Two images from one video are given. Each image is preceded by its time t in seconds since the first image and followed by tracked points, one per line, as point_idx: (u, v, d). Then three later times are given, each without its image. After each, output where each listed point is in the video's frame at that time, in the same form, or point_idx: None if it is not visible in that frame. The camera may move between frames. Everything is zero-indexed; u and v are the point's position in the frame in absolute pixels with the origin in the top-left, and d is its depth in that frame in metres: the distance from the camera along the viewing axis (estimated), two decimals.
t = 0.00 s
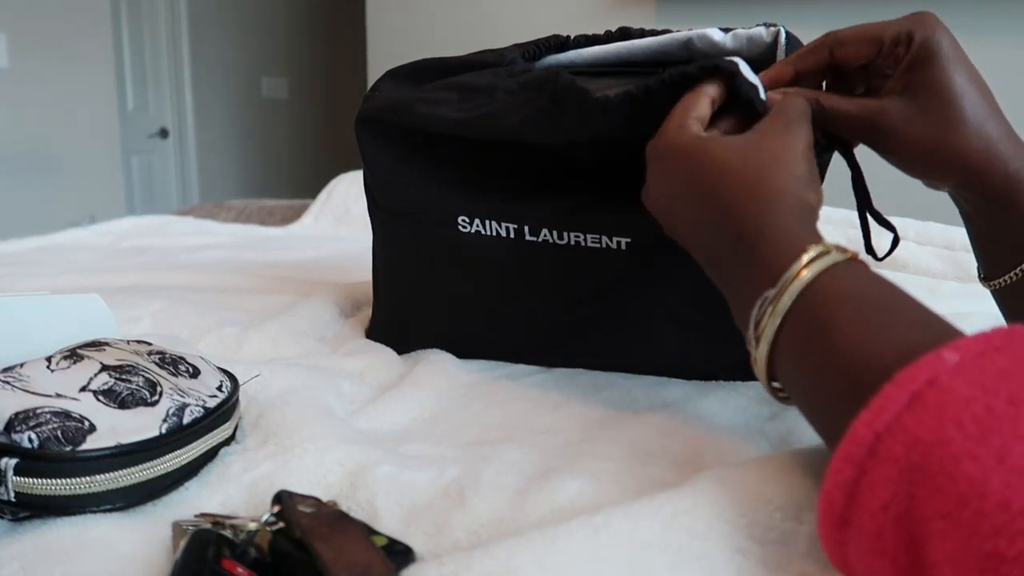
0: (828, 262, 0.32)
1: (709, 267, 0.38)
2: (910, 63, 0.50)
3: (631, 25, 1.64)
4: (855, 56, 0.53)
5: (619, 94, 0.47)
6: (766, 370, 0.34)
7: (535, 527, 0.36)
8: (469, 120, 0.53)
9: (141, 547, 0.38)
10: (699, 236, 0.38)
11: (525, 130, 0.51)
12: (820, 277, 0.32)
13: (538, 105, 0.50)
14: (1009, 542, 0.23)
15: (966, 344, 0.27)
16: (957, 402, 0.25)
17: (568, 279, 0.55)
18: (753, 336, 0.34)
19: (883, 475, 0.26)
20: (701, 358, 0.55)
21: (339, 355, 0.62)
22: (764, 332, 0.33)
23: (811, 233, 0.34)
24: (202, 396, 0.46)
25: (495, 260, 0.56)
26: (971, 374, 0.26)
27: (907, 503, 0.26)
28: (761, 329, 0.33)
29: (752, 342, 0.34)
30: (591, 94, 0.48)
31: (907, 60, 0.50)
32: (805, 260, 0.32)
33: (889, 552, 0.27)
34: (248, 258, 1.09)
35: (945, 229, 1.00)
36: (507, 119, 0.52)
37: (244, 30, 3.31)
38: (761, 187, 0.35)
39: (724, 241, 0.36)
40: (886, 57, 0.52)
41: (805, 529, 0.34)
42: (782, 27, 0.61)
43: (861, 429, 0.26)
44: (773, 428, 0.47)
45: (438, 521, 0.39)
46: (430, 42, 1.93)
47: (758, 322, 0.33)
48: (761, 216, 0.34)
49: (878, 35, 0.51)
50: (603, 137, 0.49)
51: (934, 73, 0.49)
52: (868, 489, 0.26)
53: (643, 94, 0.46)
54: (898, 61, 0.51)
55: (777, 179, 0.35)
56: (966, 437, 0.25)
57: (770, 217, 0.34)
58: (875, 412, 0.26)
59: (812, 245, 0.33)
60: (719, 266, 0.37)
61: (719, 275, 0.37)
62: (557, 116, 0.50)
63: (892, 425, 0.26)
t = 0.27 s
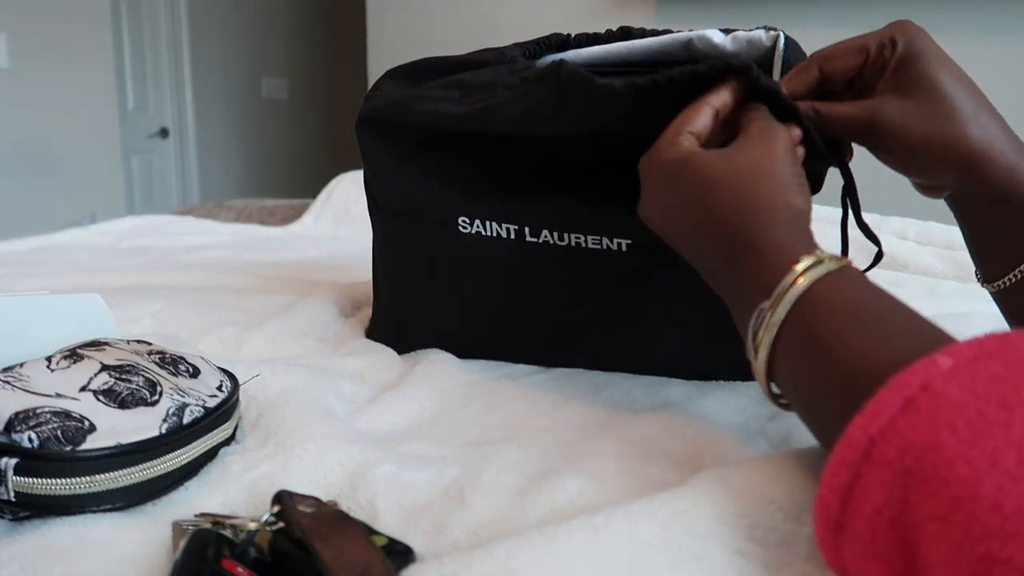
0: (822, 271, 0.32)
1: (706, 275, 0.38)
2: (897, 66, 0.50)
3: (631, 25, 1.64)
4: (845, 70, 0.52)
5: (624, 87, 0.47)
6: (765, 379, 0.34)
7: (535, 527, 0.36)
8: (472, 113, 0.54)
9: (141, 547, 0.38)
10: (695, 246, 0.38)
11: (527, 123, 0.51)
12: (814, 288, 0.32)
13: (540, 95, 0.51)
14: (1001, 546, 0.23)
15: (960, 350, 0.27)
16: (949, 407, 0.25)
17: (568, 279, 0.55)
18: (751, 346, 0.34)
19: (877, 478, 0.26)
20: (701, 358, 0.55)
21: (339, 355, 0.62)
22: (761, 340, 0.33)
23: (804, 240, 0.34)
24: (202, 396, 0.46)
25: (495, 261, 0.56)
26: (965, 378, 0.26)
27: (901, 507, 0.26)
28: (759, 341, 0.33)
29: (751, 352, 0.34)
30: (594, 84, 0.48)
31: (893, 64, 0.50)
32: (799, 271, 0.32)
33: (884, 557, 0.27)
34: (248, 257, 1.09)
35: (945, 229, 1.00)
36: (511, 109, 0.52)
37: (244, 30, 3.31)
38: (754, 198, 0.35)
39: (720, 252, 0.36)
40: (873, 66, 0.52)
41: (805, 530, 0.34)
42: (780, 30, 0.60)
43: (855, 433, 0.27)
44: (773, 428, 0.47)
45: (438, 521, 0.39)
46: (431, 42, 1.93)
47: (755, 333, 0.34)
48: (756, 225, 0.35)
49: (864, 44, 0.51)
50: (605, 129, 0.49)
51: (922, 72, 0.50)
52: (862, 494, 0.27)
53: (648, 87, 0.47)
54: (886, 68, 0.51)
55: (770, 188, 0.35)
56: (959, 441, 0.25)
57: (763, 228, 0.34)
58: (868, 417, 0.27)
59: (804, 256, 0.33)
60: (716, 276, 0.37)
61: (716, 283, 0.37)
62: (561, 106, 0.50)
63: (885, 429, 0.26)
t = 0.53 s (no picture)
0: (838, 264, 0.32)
1: (711, 272, 0.38)
2: (897, 68, 0.50)
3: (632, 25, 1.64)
4: (842, 70, 0.52)
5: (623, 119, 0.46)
6: (772, 371, 0.34)
7: (535, 527, 0.36)
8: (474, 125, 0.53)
9: (141, 547, 0.38)
10: (701, 242, 0.38)
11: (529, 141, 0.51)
12: (827, 280, 0.32)
13: (542, 116, 0.50)
14: (1004, 544, 0.23)
15: (963, 348, 0.27)
16: (952, 405, 0.25)
17: (568, 279, 0.55)
18: (762, 337, 0.34)
19: (880, 476, 0.26)
20: (701, 358, 0.55)
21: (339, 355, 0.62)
22: (773, 331, 0.33)
23: (818, 236, 0.34)
24: (201, 396, 0.46)
25: (495, 260, 0.56)
26: (968, 377, 0.26)
27: (903, 505, 0.26)
28: (770, 330, 0.33)
29: (761, 343, 0.34)
30: (596, 112, 0.47)
31: (892, 66, 0.51)
32: (816, 263, 0.32)
33: (886, 555, 0.27)
34: (248, 257, 1.09)
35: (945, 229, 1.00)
36: (513, 129, 0.52)
37: (244, 30, 3.31)
38: (766, 193, 0.35)
39: (730, 245, 0.36)
40: (870, 68, 0.52)
41: (805, 529, 0.34)
42: (780, 28, 0.59)
43: (858, 431, 0.27)
44: (774, 428, 0.47)
45: (438, 521, 0.39)
46: (431, 42, 1.93)
47: (767, 322, 0.33)
48: (768, 219, 0.35)
49: (861, 46, 0.52)
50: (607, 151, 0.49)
51: (922, 75, 0.50)
52: (864, 491, 0.27)
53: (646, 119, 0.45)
54: (884, 69, 0.51)
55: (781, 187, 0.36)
56: (962, 439, 0.25)
57: (775, 223, 0.34)
58: (871, 414, 0.27)
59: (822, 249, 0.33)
60: (723, 271, 0.37)
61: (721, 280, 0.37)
62: (563, 129, 0.49)
63: (888, 427, 0.26)
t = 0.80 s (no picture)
0: (837, 264, 0.32)
1: (711, 271, 0.38)
2: (900, 67, 0.50)
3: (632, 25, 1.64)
4: (845, 69, 0.52)
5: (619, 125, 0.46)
6: (768, 370, 0.34)
7: (535, 527, 0.36)
8: (473, 129, 0.53)
9: (141, 547, 0.38)
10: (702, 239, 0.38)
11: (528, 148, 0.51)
12: (826, 279, 0.32)
13: (541, 122, 0.50)
14: (1003, 544, 0.23)
15: (962, 349, 0.27)
16: (951, 406, 0.25)
17: (568, 279, 0.55)
18: (759, 335, 0.34)
19: (878, 477, 0.26)
20: (701, 358, 0.55)
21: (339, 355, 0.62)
22: (769, 330, 0.33)
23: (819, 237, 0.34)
24: (201, 396, 0.46)
25: (495, 259, 0.56)
26: (967, 378, 0.26)
27: (902, 506, 0.26)
28: (768, 327, 0.33)
29: (757, 341, 0.34)
30: (593, 124, 0.47)
31: (896, 65, 0.50)
32: (815, 262, 0.32)
33: (885, 555, 0.27)
34: (248, 257, 1.09)
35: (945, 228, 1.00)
36: (510, 135, 0.52)
37: (244, 30, 3.31)
38: (766, 193, 0.35)
39: (730, 242, 0.36)
40: (875, 65, 0.52)
41: (805, 530, 0.34)
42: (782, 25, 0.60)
43: (857, 431, 0.27)
44: (774, 428, 0.47)
45: (438, 521, 0.39)
46: (431, 42, 1.93)
47: (764, 319, 0.33)
48: (768, 218, 0.35)
49: (865, 44, 0.51)
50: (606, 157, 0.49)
51: (926, 74, 0.50)
52: (864, 492, 0.26)
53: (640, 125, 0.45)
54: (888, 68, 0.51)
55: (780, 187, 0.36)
56: (961, 440, 0.25)
57: (774, 222, 0.34)
58: (870, 415, 0.27)
59: (823, 248, 0.33)
60: (722, 269, 0.37)
61: (720, 278, 0.37)
62: (560, 138, 0.49)
63: (887, 427, 0.26)
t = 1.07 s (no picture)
0: (828, 269, 0.32)
1: (706, 277, 0.38)
2: (907, 59, 0.50)
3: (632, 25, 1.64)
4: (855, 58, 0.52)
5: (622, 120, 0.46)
6: (764, 376, 0.34)
7: (535, 527, 0.36)
8: (472, 125, 0.53)
9: (141, 547, 0.38)
10: (697, 246, 0.38)
11: (528, 146, 0.51)
12: (819, 284, 0.32)
13: (542, 121, 0.50)
14: (1002, 544, 0.23)
15: (962, 349, 0.27)
16: (950, 406, 0.25)
17: (568, 279, 0.55)
18: (753, 342, 0.34)
19: (878, 477, 0.26)
20: (701, 358, 0.55)
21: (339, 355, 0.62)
22: (763, 338, 0.33)
23: (812, 240, 0.34)
24: (201, 396, 0.46)
25: (495, 259, 0.56)
26: (967, 378, 0.26)
27: (901, 506, 0.26)
28: (762, 333, 0.33)
29: (752, 348, 0.34)
30: (595, 117, 0.47)
31: (902, 57, 0.50)
32: (806, 268, 0.32)
33: (885, 556, 0.27)
34: (248, 257, 1.09)
35: (945, 228, 1.00)
36: (510, 133, 0.51)
37: (244, 30, 3.31)
38: (759, 196, 0.35)
39: (724, 249, 0.36)
40: (883, 56, 0.51)
41: (805, 530, 0.34)
42: (781, 27, 0.59)
43: (857, 432, 0.27)
44: (774, 428, 0.47)
45: (438, 521, 0.39)
46: (432, 42, 1.93)
47: (758, 326, 0.33)
48: (761, 225, 0.35)
49: (875, 34, 0.51)
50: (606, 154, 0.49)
51: (932, 68, 0.50)
52: (863, 493, 0.26)
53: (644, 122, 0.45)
54: (895, 60, 0.51)
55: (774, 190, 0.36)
56: (960, 440, 0.25)
57: (767, 228, 0.34)
58: (870, 415, 0.27)
59: (813, 253, 0.33)
60: (717, 276, 0.37)
61: (715, 283, 0.37)
62: (561, 135, 0.49)
63: (887, 428, 0.26)
